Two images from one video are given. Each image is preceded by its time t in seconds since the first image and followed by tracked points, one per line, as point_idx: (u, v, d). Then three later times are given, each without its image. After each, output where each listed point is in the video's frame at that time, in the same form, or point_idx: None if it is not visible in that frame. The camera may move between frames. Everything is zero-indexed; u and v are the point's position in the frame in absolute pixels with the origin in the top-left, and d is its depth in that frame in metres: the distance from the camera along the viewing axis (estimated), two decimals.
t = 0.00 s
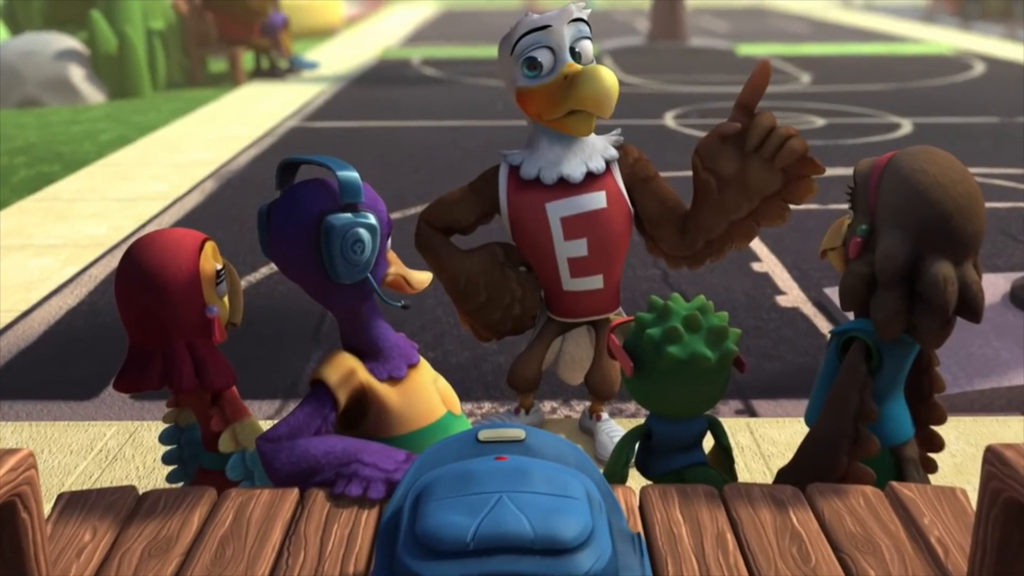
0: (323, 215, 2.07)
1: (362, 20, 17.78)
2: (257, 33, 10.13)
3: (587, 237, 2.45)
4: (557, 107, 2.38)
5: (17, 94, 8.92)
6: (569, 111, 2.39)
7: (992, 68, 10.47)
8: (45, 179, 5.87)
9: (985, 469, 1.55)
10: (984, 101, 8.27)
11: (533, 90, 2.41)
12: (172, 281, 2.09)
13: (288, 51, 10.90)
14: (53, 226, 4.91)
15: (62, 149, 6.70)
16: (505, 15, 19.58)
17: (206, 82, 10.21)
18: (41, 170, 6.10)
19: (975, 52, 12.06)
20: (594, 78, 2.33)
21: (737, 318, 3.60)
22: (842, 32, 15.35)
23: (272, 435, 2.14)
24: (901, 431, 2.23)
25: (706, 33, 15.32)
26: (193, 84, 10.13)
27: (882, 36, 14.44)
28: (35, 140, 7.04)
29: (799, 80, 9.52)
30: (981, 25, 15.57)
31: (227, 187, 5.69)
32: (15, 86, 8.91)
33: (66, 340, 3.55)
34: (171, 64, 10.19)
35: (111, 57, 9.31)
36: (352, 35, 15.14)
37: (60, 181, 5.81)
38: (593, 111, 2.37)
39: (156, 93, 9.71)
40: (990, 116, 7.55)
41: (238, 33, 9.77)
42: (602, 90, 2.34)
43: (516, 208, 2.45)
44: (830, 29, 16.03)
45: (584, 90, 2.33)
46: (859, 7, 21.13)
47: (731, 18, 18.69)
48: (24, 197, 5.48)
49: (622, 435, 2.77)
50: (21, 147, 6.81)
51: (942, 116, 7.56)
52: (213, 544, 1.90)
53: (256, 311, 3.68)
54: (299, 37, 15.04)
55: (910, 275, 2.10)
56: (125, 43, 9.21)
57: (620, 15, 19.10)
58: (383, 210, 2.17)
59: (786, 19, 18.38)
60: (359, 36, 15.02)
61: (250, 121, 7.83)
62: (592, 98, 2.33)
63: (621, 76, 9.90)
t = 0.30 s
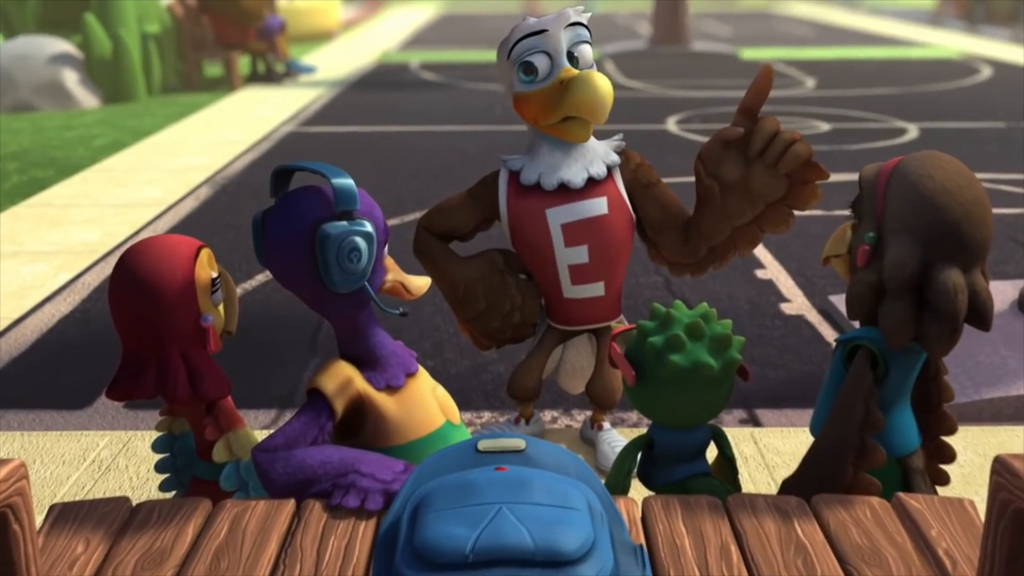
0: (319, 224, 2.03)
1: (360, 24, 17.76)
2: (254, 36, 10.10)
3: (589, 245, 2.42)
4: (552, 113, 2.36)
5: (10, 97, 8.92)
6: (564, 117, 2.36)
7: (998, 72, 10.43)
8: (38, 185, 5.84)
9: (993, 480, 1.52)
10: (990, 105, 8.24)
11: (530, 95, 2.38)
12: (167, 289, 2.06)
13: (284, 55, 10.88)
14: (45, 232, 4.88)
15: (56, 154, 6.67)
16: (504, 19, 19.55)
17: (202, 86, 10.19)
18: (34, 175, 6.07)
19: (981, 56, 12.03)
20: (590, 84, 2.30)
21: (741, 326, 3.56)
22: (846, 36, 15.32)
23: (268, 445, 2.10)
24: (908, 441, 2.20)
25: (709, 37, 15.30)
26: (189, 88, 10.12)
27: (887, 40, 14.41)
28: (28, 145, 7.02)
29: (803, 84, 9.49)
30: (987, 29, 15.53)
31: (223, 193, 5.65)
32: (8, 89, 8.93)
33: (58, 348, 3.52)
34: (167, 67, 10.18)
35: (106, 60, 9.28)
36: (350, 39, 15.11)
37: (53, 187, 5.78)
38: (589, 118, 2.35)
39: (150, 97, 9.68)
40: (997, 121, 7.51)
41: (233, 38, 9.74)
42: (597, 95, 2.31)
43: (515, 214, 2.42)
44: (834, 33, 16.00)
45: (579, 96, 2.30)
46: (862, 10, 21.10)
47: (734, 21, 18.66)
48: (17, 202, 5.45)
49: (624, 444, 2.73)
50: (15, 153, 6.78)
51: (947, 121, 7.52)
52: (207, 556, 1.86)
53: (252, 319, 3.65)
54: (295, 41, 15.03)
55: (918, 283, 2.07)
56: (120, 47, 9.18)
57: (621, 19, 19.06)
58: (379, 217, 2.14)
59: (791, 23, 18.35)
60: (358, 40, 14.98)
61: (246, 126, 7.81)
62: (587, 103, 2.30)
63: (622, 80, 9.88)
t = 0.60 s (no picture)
0: (313, 232, 2.00)
1: (359, 27, 17.73)
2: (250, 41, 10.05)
3: (590, 252, 2.38)
4: (551, 118, 2.32)
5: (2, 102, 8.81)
6: (563, 122, 2.32)
7: (1007, 77, 10.39)
8: (30, 191, 5.80)
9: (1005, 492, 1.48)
10: (996, 110, 8.20)
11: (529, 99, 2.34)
12: (160, 297, 2.02)
13: (280, 59, 10.84)
14: (37, 239, 4.85)
15: (49, 160, 6.63)
16: (504, 22, 19.51)
17: (196, 91, 10.16)
18: (26, 181, 6.03)
19: (990, 60, 11.98)
20: (589, 89, 2.27)
21: (745, 334, 3.52)
22: (852, 41, 15.29)
23: (263, 456, 2.06)
24: (916, 451, 2.16)
25: (713, 41, 15.26)
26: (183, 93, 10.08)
27: (892, 45, 14.37)
28: (21, 151, 6.98)
29: (807, 89, 9.45)
30: (996, 32, 15.48)
31: (218, 199, 5.62)
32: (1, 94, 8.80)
33: (49, 357, 3.48)
34: (162, 72, 10.14)
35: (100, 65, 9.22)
36: (348, 43, 15.07)
37: (45, 193, 5.74)
38: (588, 123, 2.31)
39: (145, 103, 9.64)
40: (1005, 126, 7.47)
41: (231, 41, 9.74)
42: (595, 99, 2.28)
43: (515, 221, 2.38)
44: (840, 36, 15.97)
45: (578, 99, 2.27)
46: (866, 14, 21.06)
47: (737, 25, 18.62)
48: (9, 209, 5.41)
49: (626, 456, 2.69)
50: (8, 158, 6.74)
51: (953, 126, 7.48)
52: (201, 570, 1.81)
53: (247, 328, 3.61)
54: (292, 45, 15.00)
55: (925, 291, 2.03)
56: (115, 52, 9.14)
57: (623, 23, 19.03)
58: (375, 224, 2.10)
59: (795, 26, 18.31)
60: (356, 44, 14.94)
61: (242, 131, 7.78)
62: (586, 108, 2.27)
63: (624, 85, 9.84)
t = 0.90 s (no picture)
0: (307, 242, 1.97)
1: (356, 31, 17.70)
2: (243, 45, 10.09)
3: (527, 261, 2.32)
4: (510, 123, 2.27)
5: None
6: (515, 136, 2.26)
7: (1016, 81, 10.34)
8: (21, 197, 5.76)
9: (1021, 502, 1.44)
10: (1003, 115, 8.15)
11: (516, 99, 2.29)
12: (155, 307, 1.98)
13: (276, 64, 10.80)
14: (28, 247, 4.80)
15: (40, 166, 6.58)
16: (503, 26, 19.47)
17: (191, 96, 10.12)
18: (17, 188, 5.99)
19: (999, 64, 11.93)
20: (542, 120, 2.19)
21: (750, 344, 3.47)
22: (859, 44, 15.25)
23: (259, 468, 2.02)
24: (924, 464, 2.12)
25: (717, 45, 15.21)
26: (178, 98, 10.04)
27: (898, 49, 14.33)
28: (12, 157, 6.94)
29: (812, 94, 9.41)
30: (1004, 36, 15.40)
31: (212, 206, 5.57)
32: None
33: (38, 367, 3.44)
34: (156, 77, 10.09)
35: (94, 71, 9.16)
36: (345, 47, 15.03)
37: (36, 200, 5.70)
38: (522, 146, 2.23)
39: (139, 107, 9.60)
40: (1013, 132, 7.42)
41: (225, 45, 9.87)
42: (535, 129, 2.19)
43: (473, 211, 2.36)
44: (846, 41, 15.92)
45: (525, 120, 2.20)
46: (871, 17, 21.01)
47: (740, 28, 18.59)
48: None
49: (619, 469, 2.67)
50: None
51: (959, 131, 7.44)
52: None
53: (240, 337, 3.57)
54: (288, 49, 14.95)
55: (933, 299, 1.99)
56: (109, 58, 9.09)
57: (624, 26, 19.00)
58: (371, 232, 2.07)
59: (800, 30, 18.26)
60: (353, 49, 14.91)
61: (238, 136, 7.74)
62: (522, 132, 2.20)
63: (627, 90, 9.79)
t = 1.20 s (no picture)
0: (301, 251, 1.92)
1: (353, 34, 17.68)
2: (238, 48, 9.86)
3: (542, 289, 2.25)
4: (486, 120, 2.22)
5: None
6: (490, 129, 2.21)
7: None
8: (12, 204, 5.72)
9: None
10: (1010, 121, 8.10)
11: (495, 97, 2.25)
12: (149, 316, 1.93)
13: (271, 67, 10.76)
14: (20, 254, 4.76)
15: (31, 172, 6.55)
16: (504, 29, 19.44)
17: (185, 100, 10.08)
18: (7, 194, 5.95)
19: (1009, 69, 11.87)
20: (510, 99, 2.12)
21: (755, 353, 3.43)
22: (865, 48, 15.21)
23: (252, 481, 1.96)
24: (933, 476, 2.08)
25: (720, 49, 15.17)
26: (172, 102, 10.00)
27: (905, 53, 14.26)
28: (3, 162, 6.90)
29: (818, 99, 9.35)
30: (1015, 41, 15.34)
31: (206, 212, 5.53)
32: None
33: (28, 376, 3.40)
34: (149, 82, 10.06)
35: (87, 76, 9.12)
36: (341, 51, 15.00)
37: (28, 206, 5.66)
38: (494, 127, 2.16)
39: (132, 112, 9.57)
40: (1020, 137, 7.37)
41: (219, 48, 9.68)
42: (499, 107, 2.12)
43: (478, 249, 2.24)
44: (853, 44, 15.87)
45: (492, 101, 2.14)
46: (878, 21, 20.92)
47: (745, 32, 18.55)
48: None
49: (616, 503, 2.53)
50: None
51: (966, 137, 7.38)
52: None
53: (234, 346, 3.53)
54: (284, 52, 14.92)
55: (941, 308, 1.95)
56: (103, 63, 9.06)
57: (627, 30, 18.96)
58: (367, 239, 2.03)
59: (805, 33, 18.22)
60: (351, 53, 14.87)
61: (233, 142, 7.70)
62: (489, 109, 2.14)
63: (630, 95, 9.75)
